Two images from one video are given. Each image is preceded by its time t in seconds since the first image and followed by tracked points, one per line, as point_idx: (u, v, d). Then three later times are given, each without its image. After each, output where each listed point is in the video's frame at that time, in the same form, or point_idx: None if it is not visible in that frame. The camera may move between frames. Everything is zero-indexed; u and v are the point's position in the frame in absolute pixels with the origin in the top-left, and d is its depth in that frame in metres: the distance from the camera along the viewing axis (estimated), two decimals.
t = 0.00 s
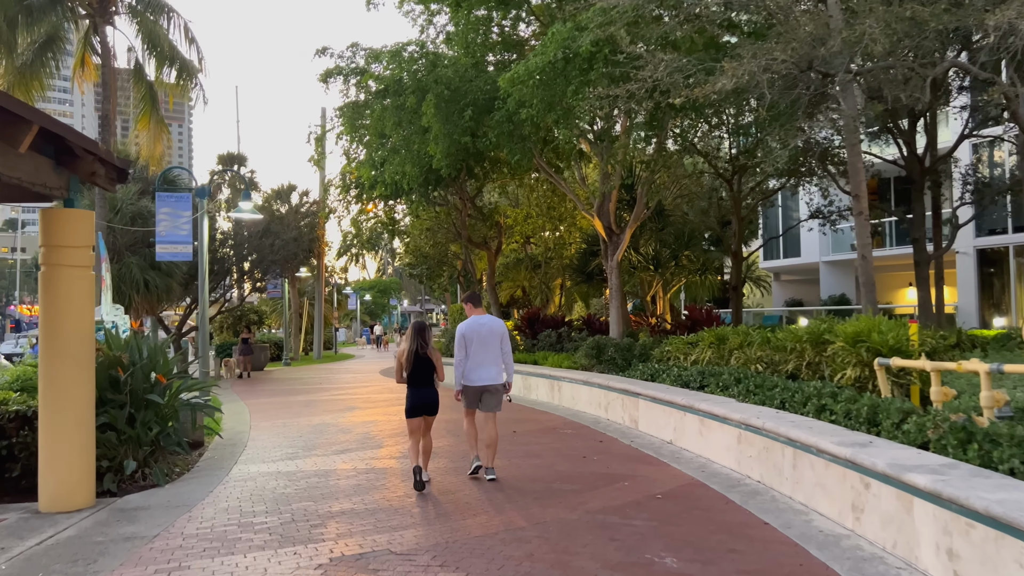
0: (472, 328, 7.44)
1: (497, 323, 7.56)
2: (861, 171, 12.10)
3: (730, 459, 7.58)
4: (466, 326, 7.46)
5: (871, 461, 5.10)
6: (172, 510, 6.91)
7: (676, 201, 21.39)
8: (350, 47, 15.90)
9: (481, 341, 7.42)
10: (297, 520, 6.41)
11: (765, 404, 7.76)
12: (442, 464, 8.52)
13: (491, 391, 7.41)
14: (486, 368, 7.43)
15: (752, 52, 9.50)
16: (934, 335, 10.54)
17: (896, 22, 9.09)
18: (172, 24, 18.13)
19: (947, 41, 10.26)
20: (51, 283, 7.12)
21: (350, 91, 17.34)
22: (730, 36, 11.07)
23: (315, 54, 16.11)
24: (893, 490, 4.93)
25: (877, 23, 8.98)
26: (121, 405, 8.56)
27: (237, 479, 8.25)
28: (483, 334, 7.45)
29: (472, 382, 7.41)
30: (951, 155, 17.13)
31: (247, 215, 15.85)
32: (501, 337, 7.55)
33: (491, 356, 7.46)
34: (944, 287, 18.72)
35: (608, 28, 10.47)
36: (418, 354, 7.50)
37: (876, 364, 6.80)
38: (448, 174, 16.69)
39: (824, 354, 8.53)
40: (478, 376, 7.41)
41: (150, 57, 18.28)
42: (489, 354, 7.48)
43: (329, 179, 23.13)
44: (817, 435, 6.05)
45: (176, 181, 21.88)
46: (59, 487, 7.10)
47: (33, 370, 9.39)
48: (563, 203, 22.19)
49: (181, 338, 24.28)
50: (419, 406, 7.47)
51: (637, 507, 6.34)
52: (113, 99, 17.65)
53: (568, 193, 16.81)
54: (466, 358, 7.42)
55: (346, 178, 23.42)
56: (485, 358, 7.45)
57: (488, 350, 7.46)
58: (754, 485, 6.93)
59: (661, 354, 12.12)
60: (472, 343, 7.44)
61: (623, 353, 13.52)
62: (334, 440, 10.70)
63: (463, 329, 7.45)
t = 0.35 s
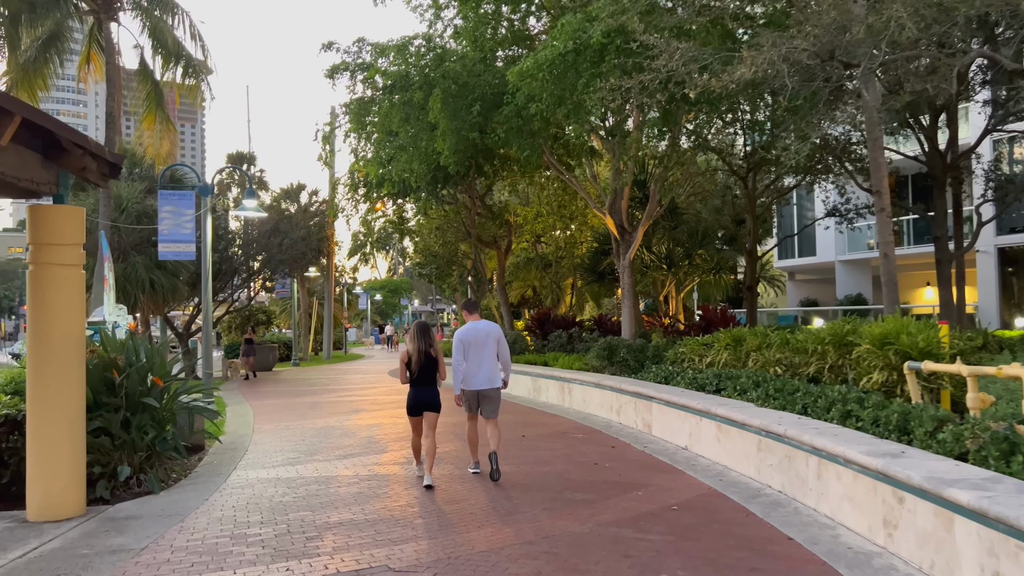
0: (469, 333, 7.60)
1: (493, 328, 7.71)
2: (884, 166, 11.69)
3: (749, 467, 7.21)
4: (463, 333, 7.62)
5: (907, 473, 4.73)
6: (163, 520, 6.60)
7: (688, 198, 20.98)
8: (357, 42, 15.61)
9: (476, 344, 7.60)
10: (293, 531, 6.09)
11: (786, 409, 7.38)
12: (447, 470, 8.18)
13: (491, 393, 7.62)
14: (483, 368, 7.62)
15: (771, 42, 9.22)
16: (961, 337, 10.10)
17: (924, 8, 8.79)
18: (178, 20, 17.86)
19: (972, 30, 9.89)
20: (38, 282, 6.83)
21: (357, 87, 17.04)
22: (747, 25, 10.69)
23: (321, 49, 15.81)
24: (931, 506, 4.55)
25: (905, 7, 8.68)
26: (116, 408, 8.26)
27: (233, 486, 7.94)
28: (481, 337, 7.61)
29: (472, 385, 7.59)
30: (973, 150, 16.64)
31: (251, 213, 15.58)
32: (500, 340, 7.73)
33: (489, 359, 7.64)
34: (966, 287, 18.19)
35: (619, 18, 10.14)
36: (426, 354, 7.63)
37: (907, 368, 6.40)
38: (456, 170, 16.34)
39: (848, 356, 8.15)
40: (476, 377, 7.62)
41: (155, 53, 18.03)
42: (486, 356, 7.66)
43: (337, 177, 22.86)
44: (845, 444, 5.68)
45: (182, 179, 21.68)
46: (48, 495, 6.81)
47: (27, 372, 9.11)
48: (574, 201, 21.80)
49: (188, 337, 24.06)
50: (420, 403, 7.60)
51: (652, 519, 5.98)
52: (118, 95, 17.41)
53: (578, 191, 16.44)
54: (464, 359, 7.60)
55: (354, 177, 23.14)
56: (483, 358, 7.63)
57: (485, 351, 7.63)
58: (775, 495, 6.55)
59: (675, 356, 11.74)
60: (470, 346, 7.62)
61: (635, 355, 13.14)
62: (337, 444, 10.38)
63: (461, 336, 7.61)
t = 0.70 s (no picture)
0: (472, 333, 7.94)
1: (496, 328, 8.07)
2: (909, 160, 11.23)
3: (771, 477, 6.82)
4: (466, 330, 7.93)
5: (949, 491, 4.34)
6: (153, 532, 6.28)
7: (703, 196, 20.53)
8: (364, 36, 15.28)
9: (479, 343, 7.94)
10: (289, 546, 5.75)
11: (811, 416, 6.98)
12: (454, 478, 7.84)
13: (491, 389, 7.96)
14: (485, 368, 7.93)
15: (794, 28, 9.03)
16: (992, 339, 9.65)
17: None
18: (183, 15, 17.61)
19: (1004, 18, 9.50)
20: (25, 282, 6.54)
21: (365, 83, 16.73)
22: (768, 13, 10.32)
23: (327, 44, 15.51)
24: (975, 527, 4.16)
25: None
26: (109, 412, 7.94)
27: (232, 495, 7.62)
28: (483, 336, 7.96)
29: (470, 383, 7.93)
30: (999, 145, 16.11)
31: (256, 211, 15.29)
32: (502, 340, 8.08)
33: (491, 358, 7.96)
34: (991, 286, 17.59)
35: (634, 5, 9.76)
36: (426, 351, 7.89)
37: (942, 374, 6.00)
38: (466, 167, 15.99)
39: (875, 360, 7.76)
40: (477, 375, 7.94)
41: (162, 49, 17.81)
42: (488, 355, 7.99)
43: (346, 176, 22.56)
44: (877, 456, 5.29)
45: (190, 178, 21.47)
46: (34, 505, 6.50)
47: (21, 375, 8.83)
48: (586, 199, 21.40)
49: (196, 337, 23.86)
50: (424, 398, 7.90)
51: (669, 534, 5.61)
52: (123, 92, 17.17)
53: (591, 188, 16.03)
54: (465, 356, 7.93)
55: (363, 175, 22.84)
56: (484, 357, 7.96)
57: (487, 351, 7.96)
58: (801, 508, 6.16)
59: (691, 358, 11.34)
60: (470, 345, 7.95)
61: (650, 357, 12.73)
62: (341, 449, 10.06)
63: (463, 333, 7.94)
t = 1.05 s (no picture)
0: (485, 329, 7.95)
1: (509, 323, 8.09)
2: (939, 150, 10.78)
3: (804, 484, 6.43)
4: (478, 326, 7.91)
5: (1013, 503, 3.94)
6: (151, 539, 5.97)
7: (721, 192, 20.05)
8: (375, 29, 14.98)
9: (493, 339, 7.94)
10: (292, 556, 5.41)
11: (846, 419, 6.58)
12: (467, 482, 7.48)
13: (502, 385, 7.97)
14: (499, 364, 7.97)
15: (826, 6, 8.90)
16: None
17: None
18: (194, 11, 17.41)
19: None
20: (19, 276, 6.25)
21: (377, 77, 16.44)
22: None
23: (338, 37, 15.21)
24: None
25: None
26: (109, 413, 7.63)
27: (236, 499, 7.31)
28: (497, 332, 7.99)
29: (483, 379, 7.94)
30: None
31: (265, 207, 15.02)
32: (514, 336, 8.08)
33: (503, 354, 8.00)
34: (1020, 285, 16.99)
35: None
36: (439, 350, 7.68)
37: (993, 374, 5.58)
38: (479, 162, 15.66)
39: (912, 359, 7.35)
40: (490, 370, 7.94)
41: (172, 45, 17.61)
42: (502, 351, 8.05)
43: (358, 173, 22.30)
44: (925, 463, 4.89)
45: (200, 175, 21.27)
46: (27, 508, 6.20)
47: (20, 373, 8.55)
48: (601, 196, 21.00)
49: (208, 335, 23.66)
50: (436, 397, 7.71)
51: (697, 546, 5.23)
52: (132, 87, 16.93)
53: (607, 183, 15.64)
54: (478, 354, 7.87)
55: (375, 172, 22.55)
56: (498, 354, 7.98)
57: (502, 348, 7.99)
58: (838, 518, 5.77)
59: (712, 357, 10.94)
60: (485, 341, 7.95)
61: (669, 357, 12.34)
62: (351, 451, 9.73)
63: (476, 328, 7.91)
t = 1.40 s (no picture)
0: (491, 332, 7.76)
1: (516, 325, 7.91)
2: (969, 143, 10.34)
3: (836, 494, 6.04)
4: (484, 329, 7.72)
5: None
6: (144, 550, 5.66)
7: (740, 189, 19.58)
8: (386, 22, 14.69)
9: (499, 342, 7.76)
10: (291, 570, 5.09)
11: (881, 425, 6.18)
12: (478, 490, 7.14)
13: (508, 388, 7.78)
14: (506, 367, 7.77)
15: None
16: None
17: None
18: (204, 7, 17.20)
19: None
20: (9, 273, 5.97)
21: (388, 72, 16.14)
22: None
23: (349, 31, 14.92)
24: None
25: None
26: (108, 415, 7.34)
27: (237, 506, 7.01)
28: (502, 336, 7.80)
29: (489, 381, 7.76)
30: None
31: (273, 204, 14.76)
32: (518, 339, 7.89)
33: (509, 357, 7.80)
34: None
35: None
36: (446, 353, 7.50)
37: None
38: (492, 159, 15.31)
39: (950, 362, 6.95)
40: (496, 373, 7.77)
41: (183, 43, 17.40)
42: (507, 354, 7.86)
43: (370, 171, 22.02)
44: (974, 476, 4.50)
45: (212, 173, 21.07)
46: (17, 517, 5.90)
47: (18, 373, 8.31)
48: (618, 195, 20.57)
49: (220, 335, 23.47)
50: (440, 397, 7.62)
51: (724, 562, 4.86)
52: (142, 83, 16.69)
53: (624, 180, 15.24)
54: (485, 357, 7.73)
55: (388, 170, 22.25)
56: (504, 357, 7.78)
57: (509, 351, 7.77)
58: (874, 531, 5.38)
59: (734, 358, 10.54)
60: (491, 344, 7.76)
61: (688, 358, 11.96)
62: (360, 455, 9.42)
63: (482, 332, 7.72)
